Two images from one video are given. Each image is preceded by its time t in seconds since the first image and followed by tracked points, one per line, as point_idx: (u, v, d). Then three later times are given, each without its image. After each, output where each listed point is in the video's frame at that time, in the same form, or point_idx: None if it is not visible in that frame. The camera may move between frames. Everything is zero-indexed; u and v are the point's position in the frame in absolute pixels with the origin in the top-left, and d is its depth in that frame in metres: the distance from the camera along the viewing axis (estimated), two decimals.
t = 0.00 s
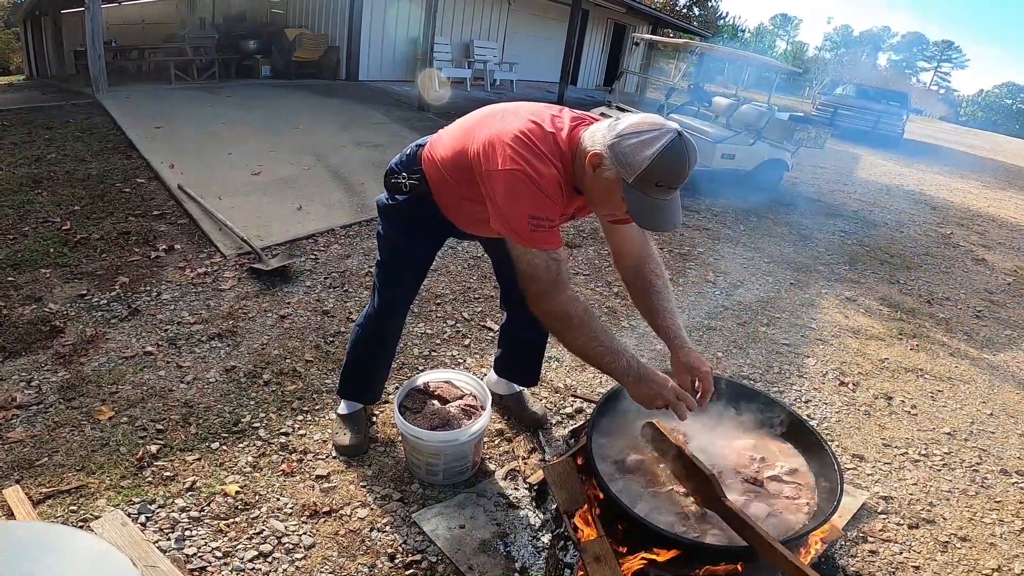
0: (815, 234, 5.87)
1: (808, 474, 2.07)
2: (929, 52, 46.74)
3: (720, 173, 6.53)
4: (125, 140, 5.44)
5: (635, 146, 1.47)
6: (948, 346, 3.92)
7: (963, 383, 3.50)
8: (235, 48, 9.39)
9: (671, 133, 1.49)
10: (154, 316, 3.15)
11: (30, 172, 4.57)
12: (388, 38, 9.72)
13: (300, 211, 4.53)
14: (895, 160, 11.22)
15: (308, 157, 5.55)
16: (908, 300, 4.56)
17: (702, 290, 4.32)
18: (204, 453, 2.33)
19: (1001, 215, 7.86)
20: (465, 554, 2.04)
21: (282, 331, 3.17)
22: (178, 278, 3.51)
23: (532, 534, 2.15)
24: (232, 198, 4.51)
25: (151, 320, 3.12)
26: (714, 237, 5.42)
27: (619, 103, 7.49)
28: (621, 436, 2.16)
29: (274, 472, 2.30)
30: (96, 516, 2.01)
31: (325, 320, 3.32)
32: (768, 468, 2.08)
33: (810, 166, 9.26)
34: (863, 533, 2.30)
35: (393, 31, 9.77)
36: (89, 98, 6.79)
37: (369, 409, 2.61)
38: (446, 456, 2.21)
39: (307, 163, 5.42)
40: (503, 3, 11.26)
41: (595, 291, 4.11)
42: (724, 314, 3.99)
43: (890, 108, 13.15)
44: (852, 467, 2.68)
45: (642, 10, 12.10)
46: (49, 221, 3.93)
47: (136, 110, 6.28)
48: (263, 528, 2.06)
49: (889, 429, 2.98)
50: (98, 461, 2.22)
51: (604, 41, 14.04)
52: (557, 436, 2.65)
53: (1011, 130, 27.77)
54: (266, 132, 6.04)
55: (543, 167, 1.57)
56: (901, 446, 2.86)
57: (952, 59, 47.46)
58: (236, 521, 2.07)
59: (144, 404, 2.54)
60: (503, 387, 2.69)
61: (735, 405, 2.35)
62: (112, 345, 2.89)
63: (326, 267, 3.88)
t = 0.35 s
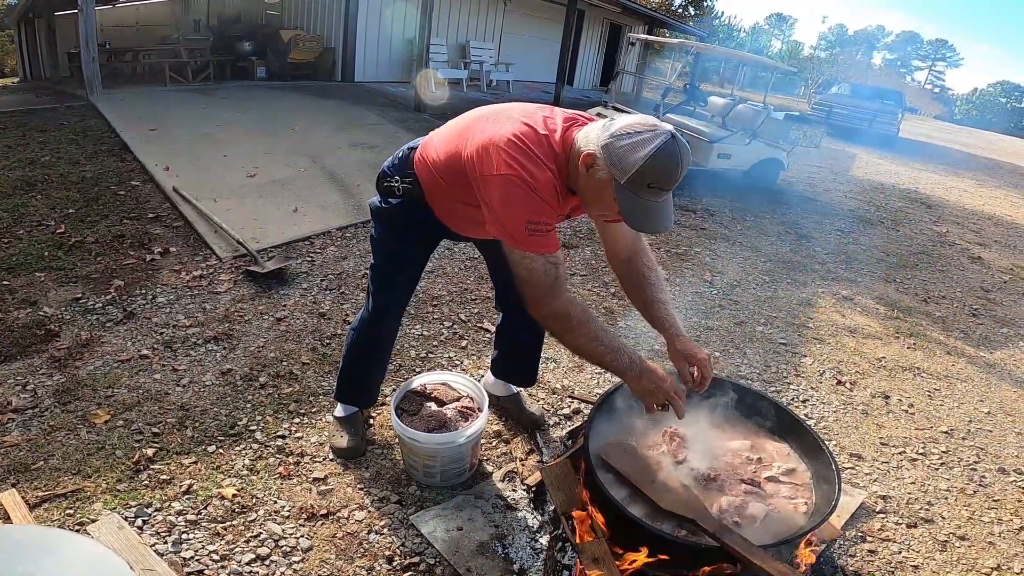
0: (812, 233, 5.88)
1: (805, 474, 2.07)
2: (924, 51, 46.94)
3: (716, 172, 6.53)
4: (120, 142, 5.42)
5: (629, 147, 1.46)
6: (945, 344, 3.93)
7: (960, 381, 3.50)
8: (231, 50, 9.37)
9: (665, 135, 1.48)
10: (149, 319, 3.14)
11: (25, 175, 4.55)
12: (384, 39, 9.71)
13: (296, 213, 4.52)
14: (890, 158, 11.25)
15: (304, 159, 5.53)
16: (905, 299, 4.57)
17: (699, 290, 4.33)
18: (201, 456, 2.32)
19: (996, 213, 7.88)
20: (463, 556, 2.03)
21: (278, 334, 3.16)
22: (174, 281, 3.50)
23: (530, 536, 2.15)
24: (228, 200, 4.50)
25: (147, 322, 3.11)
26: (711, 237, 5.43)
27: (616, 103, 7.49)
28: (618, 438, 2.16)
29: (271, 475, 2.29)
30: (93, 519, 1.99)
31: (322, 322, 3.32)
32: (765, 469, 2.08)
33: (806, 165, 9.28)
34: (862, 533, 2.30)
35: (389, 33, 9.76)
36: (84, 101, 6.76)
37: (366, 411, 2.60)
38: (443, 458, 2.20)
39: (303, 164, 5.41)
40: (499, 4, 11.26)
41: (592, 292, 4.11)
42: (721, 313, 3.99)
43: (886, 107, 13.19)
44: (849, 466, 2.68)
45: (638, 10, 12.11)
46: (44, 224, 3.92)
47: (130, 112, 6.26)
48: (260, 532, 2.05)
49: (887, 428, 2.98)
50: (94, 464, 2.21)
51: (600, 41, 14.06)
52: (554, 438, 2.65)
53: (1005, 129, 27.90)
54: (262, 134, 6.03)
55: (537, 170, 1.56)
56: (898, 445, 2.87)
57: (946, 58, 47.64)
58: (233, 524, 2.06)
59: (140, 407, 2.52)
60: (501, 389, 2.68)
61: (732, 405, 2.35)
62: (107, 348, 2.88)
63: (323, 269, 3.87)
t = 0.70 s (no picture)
0: (814, 232, 5.86)
1: (807, 473, 2.06)
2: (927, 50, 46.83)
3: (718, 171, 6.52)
4: (121, 139, 5.42)
5: (622, 168, 1.46)
6: (947, 343, 3.92)
7: (961, 380, 3.50)
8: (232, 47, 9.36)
9: (659, 168, 1.48)
10: (151, 316, 3.14)
11: (26, 172, 4.55)
12: (385, 36, 9.69)
13: (297, 210, 4.51)
14: (892, 157, 11.22)
15: (305, 156, 5.53)
16: (906, 298, 4.56)
17: (701, 288, 4.32)
18: (202, 453, 2.32)
19: (998, 212, 7.86)
20: (464, 554, 2.03)
21: (279, 331, 3.16)
22: (175, 278, 3.50)
23: (530, 534, 2.14)
24: (229, 198, 4.50)
25: (148, 319, 3.11)
26: (712, 235, 5.42)
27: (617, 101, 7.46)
28: (619, 438, 2.15)
29: (272, 472, 2.29)
30: (94, 516, 1.99)
31: (322, 320, 3.31)
32: (767, 468, 2.08)
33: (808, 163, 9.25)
34: (863, 532, 2.30)
35: (390, 30, 9.74)
36: (85, 98, 6.76)
37: (367, 409, 2.60)
38: (444, 456, 2.20)
39: (305, 162, 5.40)
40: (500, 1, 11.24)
41: (593, 289, 4.10)
42: (722, 312, 3.99)
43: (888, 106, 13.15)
44: (851, 465, 2.67)
45: (641, 8, 12.08)
46: (45, 221, 3.91)
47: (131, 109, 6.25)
48: (261, 529, 2.05)
49: (888, 427, 2.98)
50: (95, 462, 2.21)
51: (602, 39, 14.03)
52: (555, 436, 2.64)
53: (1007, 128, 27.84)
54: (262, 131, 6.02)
55: (529, 167, 1.56)
56: (900, 444, 2.86)
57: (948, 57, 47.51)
58: (234, 521, 2.06)
59: (141, 405, 2.52)
60: (502, 387, 2.68)
61: (733, 404, 2.34)
62: (108, 345, 2.88)
63: (324, 267, 3.87)
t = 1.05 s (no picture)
0: (813, 232, 5.87)
1: (809, 473, 2.06)
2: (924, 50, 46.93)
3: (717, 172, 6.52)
4: (120, 143, 5.42)
5: (592, 178, 1.44)
6: (948, 343, 3.92)
7: (963, 380, 3.49)
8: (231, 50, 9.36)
9: (631, 184, 1.47)
10: (151, 320, 3.13)
11: (25, 177, 4.55)
12: (383, 39, 9.70)
13: (297, 214, 4.51)
14: (890, 157, 11.23)
15: (305, 159, 5.53)
16: (906, 298, 4.56)
17: (701, 289, 4.32)
18: (202, 457, 2.32)
19: (997, 211, 7.87)
20: (466, 557, 2.03)
21: (279, 335, 3.15)
22: (175, 282, 3.50)
23: (532, 536, 2.14)
24: (228, 201, 4.50)
25: (148, 323, 3.11)
26: (712, 236, 5.42)
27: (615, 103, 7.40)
28: (618, 440, 2.15)
29: (273, 476, 2.28)
30: (95, 521, 1.99)
31: (323, 323, 3.31)
32: (769, 469, 2.08)
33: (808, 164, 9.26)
34: (866, 532, 2.30)
35: (388, 33, 9.75)
36: (84, 102, 6.76)
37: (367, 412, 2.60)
38: (445, 458, 2.19)
39: (304, 164, 5.41)
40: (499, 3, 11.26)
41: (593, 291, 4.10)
42: (722, 313, 3.99)
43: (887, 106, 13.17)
44: (853, 465, 2.67)
45: (639, 9, 12.09)
46: (45, 226, 3.91)
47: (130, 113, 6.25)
48: (263, 533, 2.04)
49: (890, 427, 2.97)
50: (96, 466, 2.21)
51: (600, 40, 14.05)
52: (557, 438, 2.63)
53: (1006, 127, 27.90)
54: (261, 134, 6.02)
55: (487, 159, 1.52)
56: (902, 444, 2.86)
57: (946, 57, 47.59)
58: (235, 525, 2.06)
59: (142, 409, 2.52)
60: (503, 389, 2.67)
61: (734, 405, 2.34)
62: (108, 349, 2.88)
63: (324, 270, 3.87)
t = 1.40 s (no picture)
0: (814, 233, 5.87)
1: (811, 474, 2.06)
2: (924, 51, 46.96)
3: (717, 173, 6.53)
4: (121, 146, 5.43)
5: (523, 223, 1.42)
6: (950, 344, 3.93)
7: (965, 380, 3.49)
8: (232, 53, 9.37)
9: (565, 228, 1.42)
10: (152, 323, 3.14)
11: (27, 180, 4.56)
12: (383, 41, 9.71)
13: (298, 216, 4.51)
14: (891, 158, 11.22)
15: (305, 162, 5.54)
16: (908, 298, 4.56)
17: (702, 291, 4.32)
18: (205, 459, 2.32)
19: (998, 211, 7.87)
20: (467, 559, 2.02)
21: (281, 337, 3.16)
22: (177, 285, 3.50)
23: (534, 538, 2.14)
24: (229, 204, 4.50)
25: (150, 326, 3.11)
26: (713, 238, 5.42)
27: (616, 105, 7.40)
28: (618, 442, 2.15)
29: (275, 478, 2.28)
30: (97, 523, 1.99)
31: (324, 326, 3.31)
32: (771, 470, 2.07)
33: (808, 164, 9.26)
34: (869, 533, 2.30)
35: (388, 35, 9.76)
36: (85, 105, 6.77)
37: (368, 415, 2.60)
38: (446, 461, 2.19)
39: (305, 167, 5.41)
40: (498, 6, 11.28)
41: (594, 293, 4.10)
42: (724, 314, 3.99)
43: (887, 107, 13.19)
44: (856, 467, 2.67)
45: (639, 11, 12.11)
46: (46, 229, 3.92)
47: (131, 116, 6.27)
48: (265, 535, 2.04)
49: (893, 428, 2.97)
50: (98, 468, 2.21)
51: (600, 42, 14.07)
52: (558, 440, 2.63)
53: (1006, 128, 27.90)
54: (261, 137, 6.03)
55: (430, 194, 1.59)
56: (904, 445, 2.86)
57: (945, 57, 47.62)
58: (238, 527, 2.06)
59: (144, 411, 2.52)
60: (503, 391, 2.68)
61: (736, 407, 2.34)
62: (110, 352, 2.88)
63: (325, 272, 3.87)
